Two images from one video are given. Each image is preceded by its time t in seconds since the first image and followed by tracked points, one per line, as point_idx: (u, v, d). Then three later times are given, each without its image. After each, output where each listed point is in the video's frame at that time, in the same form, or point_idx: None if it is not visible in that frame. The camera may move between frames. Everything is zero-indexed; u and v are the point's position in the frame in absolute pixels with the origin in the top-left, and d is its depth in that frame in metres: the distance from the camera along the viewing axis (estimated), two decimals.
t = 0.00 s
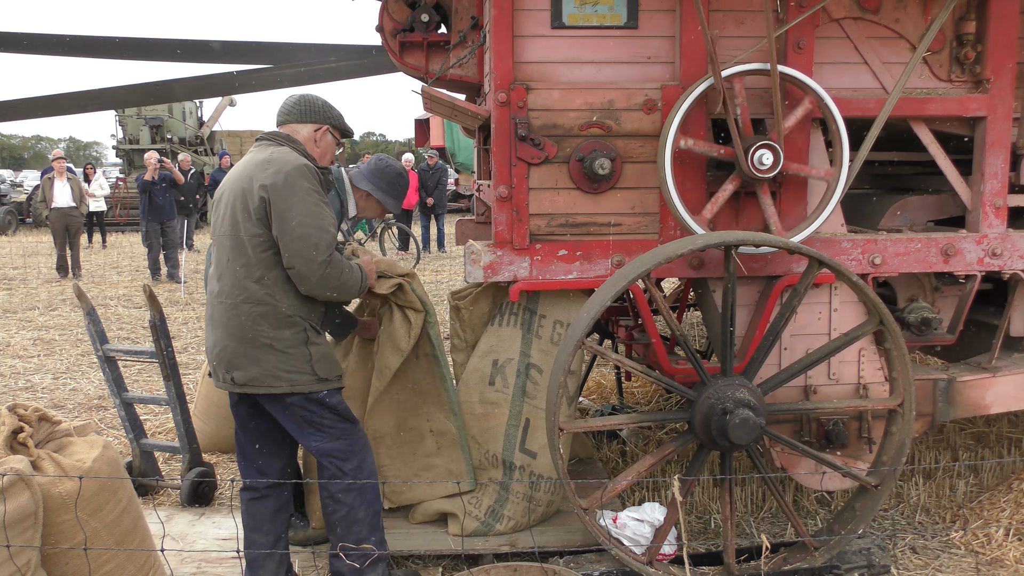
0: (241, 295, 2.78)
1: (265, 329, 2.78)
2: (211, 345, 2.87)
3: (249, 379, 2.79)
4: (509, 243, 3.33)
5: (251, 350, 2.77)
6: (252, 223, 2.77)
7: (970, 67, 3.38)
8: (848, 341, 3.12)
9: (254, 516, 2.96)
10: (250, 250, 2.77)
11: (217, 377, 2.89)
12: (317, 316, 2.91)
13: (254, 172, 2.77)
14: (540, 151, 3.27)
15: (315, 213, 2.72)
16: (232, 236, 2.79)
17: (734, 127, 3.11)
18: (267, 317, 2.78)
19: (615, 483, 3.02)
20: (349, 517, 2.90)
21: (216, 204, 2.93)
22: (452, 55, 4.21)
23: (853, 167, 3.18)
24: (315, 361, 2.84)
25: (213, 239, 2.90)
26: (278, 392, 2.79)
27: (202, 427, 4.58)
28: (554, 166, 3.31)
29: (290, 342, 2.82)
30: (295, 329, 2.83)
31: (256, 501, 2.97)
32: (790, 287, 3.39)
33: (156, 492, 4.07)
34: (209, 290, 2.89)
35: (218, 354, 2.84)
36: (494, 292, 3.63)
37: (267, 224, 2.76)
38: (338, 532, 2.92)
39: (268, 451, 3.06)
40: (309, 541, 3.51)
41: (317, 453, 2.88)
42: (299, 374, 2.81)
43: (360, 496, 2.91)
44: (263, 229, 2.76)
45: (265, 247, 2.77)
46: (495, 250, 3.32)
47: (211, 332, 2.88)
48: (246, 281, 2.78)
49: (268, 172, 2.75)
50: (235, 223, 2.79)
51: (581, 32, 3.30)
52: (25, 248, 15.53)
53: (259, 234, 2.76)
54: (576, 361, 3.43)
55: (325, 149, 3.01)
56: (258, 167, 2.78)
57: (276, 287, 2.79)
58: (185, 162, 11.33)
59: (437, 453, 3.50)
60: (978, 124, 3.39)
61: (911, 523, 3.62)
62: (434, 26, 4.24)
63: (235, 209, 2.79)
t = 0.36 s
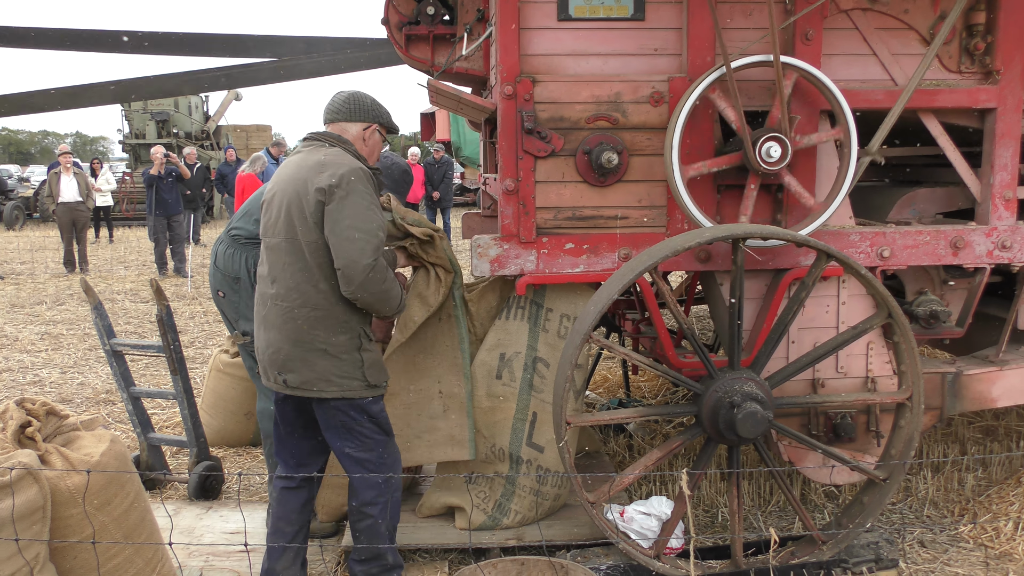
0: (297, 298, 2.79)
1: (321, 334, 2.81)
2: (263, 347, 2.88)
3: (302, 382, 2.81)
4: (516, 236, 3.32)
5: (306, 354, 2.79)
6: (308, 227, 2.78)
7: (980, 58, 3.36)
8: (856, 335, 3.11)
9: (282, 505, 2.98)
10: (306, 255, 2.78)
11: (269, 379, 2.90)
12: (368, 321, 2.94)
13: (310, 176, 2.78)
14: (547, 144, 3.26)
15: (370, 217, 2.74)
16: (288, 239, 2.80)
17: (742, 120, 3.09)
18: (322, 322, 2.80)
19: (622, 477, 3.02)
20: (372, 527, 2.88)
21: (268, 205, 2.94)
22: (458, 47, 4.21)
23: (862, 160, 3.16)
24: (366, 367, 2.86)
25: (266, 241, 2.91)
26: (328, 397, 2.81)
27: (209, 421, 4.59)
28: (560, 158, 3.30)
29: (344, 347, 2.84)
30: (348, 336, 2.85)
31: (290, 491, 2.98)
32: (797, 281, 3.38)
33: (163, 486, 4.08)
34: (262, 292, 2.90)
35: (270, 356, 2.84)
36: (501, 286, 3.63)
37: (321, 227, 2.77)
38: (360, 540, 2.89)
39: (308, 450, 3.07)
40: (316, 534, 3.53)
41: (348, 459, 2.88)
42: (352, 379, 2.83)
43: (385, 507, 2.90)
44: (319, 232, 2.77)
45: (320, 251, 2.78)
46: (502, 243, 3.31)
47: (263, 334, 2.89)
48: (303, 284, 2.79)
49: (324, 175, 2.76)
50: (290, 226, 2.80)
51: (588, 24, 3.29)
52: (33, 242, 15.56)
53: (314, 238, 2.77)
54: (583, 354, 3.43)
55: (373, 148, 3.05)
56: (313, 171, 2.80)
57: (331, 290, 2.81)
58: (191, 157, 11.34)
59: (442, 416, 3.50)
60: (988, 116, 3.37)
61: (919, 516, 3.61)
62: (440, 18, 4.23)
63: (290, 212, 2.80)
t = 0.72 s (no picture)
0: (329, 291, 2.82)
1: (347, 330, 2.83)
2: (290, 336, 2.90)
3: (324, 375, 2.82)
4: (525, 237, 3.32)
5: (332, 347, 2.80)
6: (347, 222, 2.81)
7: (992, 56, 3.34)
8: (867, 335, 3.09)
9: (294, 505, 2.98)
10: (343, 248, 2.81)
11: (292, 368, 2.92)
12: (395, 322, 2.95)
13: (354, 173, 2.83)
14: (556, 144, 3.26)
15: (407, 217, 2.77)
16: (326, 232, 2.84)
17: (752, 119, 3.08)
18: (351, 318, 2.83)
19: (632, 478, 3.01)
20: (383, 530, 2.87)
21: (309, 198, 2.98)
22: (467, 48, 4.18)
23: (872, 158, 3.15)
24: (389, 368, 2.87)
25: (303, 233, 2.94)
26: (347, 393, 2.82)
27: (219, 421, 4.61)
28: (570, 158, 3.30)
29: (370, 345, 2.86)
30: (375, 333, 2.87)
31: (300, 492, 2.98)
32: (808, 281, 3.37)
33: (173, 485, 4.10)
34: (294, 282, 2.92)
35: (295, 347, 2.87)
36: (512, 286, 3.63)
37: (361, 224, 2.81)
38: (370, 541, 2.89)
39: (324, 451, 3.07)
40: (325, 534, 3.53)
41: (363, 461, 2.87)
42: (373, 377, 2.84)
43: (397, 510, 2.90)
44: (358, 229, 2.81)
45: (358, 246, 2.81)
46: (511, 244, 3.31)
47: (291, 324, 2.91)
48: (337, 277, 2.82)
49: (369, 173, 2.81)
50: (330, 220, 2.84)
51: (597, 24, 3.28)
52: (45, 242, 15.64)
53: (353, 233, 2.81)
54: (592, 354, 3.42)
55: (419, 152, 3.13)
56: (358, 168, 2.84)
57: (364, 288, 2.84)
58: (201, 157, 11.38)
59: (453, 404, 3.54)
60: (1000, 114, 3.35)
61: (930, 517, 3.59)
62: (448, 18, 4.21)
63: (330, 205, 2.84)
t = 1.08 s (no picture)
0: (372, 296, 2.83)
1: (390, 335, 2.85)
2: (322, 340, 2.83)
3: (365, 380, 2.81)
4: (533, 243, 3.32)
5: (375, 352, 2.81)
6: (398, 233, 2.87)
7: (1001, 61, 3.33)
8: (876, 341, 3.08)
9: (307, 503, 3.00)
10: (393, 257, 2.86)
11: (320, 372, 2.85)
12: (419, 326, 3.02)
13: (407, 184, 2.90)
14: (564, 150, 3.26)
15: (461, 235, 2.98)
16: (372, 237, 2.84)
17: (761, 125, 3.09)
18: (394, 323, 2.86)
19: (640, 484, 3.00)
20: (400, 535, 2.88)
21: (340, 202, 2.95)
22: (475, 54, 4.23)
23: (881, 163, 3.14)
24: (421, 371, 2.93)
25: (336, 236, 2.90)
26: (387, 398, 2.84)
27: (229, 427, 4.62)
28: (577, 165, 3.30)
29: (407, 349, 2.90)
30: (411, 338, 2.91)
31: (313, 491, 3.01)
32: (817, 286, 3.36)
33: (183, 492, 4.11)
34: (325, 285, 2.86)
35: (331, 351, 2.82)
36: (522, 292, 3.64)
37: (411, 237, 2.90)
38: (383, 547, 2.89)
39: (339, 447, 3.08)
40: (335, 540, 3.54)
41: (388, 467, 2.89)
42: (410, 382, 2.88)
43: (414, 517, 2.92)
44: (408, 239, 2.90)
45: (407, 258, 2.89)
46: (519, 250, 3.31)
47: (322, 327, 2.85)
48: (383, 283, 2.84)
49: (422, 188, 2.91)
50: (375, 226, 2.85)
51: (605, 30, 3.28)
52: (55, 249, 15.72)
53: (403, 245, 2.87)
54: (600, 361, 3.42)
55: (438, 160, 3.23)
56: (409, 179, 2.91)
57: (407, 294, 2.91)
58: (210, 164, 11.43)
59: (466, 453, 3.49)
60: (1009, 119, 3.34)
61: (941, 524, 3.58)
62: (457, 26, 4.24)
63: (377, 212, 2.86)
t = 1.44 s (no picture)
0: (379, 290, 2.83)
1: (395, 329, 2.86)
2: (326, 334, 2.81)
3: (371, 373, 2.82)
4: (531, 239, 3.32)
5: (382, 346, 2.81)
6: (404, 229, 2.89)
7: (999, 57, 3.34)
8: (874, 336, 3.09)
9: (312, 506, 3.03)
10: (399, 252, 2.87)
11: (321, 367, 2.82)
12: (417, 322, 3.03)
13: (412, 182, 2.93)
14: (562, 147, 3.27)
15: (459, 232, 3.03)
16: (379, 233, 2.84)
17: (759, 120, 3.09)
18: (399, 318, 2.87)
19: (638, 480, 3.00)
20: (397, 530, 2.88)
21: (341, 198, 2.92)
22: (473, 51, 4.23)
23: (879, 158, 3.14)
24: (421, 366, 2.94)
25: (337, 231, 2.88)
26: (392, 392, 2.85)
27: (227, 424, 4.62)
28: (575, 161, 3.30)
29: (410, 343, 2.91)
30: (413, 333, 2.93)
31: (313, 492, 3.02)
32: (815, 282, 3.36)
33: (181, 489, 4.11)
34: (328, 279, 2.83)
35: (336, 345, 2.80)
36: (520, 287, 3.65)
37: (415, 234, 2.92)
38: (381, 542, 2.90)
39: (330, 448, 3.06)
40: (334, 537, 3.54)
41: (391, 462, 2.89)
42: (413, 375, 2.91)
43: (411, 512, 2.93)
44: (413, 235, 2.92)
45: (411, 254, 2.91)
46: (517, 246, 3.32)
47: (326, 322, 2.82)
48: (390, 278, 2.84)
49: (427, 187, 2.95)
50: (382, 222, 2.85)
51: (603, 26, 3.28)
52: (53, 247, 15.71)
53: (408, 241, 2.90)
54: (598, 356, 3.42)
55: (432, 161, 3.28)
56: (414, 178, 2.94)
57: (410, 290, 2.92)
58: (208, 162, 11.42)
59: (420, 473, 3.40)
60: (1007, 115, 3.35)
61: (939, 519, 3.58)
62: (455, 22, 4.24)
63: (383, 208, 2.86)
